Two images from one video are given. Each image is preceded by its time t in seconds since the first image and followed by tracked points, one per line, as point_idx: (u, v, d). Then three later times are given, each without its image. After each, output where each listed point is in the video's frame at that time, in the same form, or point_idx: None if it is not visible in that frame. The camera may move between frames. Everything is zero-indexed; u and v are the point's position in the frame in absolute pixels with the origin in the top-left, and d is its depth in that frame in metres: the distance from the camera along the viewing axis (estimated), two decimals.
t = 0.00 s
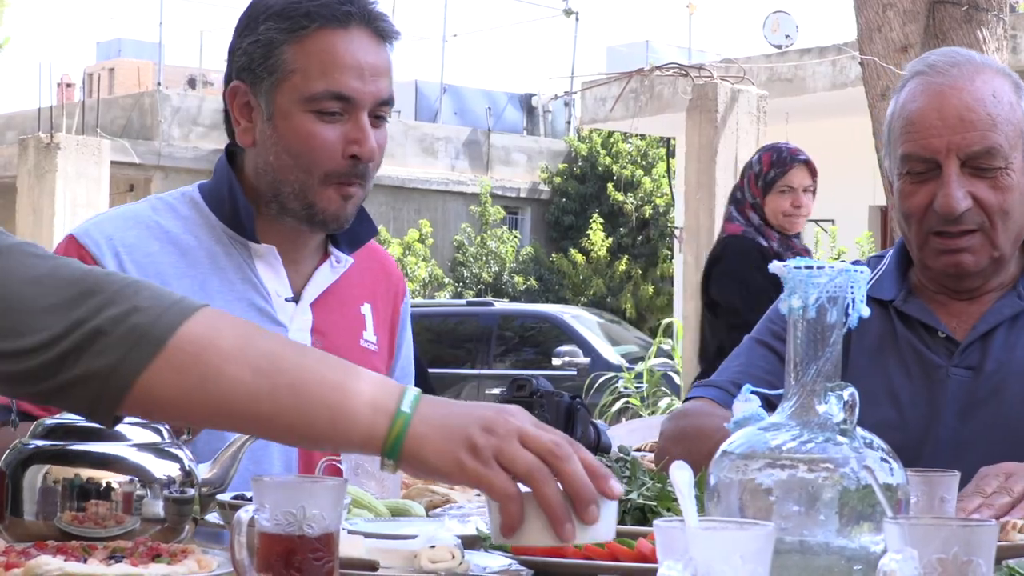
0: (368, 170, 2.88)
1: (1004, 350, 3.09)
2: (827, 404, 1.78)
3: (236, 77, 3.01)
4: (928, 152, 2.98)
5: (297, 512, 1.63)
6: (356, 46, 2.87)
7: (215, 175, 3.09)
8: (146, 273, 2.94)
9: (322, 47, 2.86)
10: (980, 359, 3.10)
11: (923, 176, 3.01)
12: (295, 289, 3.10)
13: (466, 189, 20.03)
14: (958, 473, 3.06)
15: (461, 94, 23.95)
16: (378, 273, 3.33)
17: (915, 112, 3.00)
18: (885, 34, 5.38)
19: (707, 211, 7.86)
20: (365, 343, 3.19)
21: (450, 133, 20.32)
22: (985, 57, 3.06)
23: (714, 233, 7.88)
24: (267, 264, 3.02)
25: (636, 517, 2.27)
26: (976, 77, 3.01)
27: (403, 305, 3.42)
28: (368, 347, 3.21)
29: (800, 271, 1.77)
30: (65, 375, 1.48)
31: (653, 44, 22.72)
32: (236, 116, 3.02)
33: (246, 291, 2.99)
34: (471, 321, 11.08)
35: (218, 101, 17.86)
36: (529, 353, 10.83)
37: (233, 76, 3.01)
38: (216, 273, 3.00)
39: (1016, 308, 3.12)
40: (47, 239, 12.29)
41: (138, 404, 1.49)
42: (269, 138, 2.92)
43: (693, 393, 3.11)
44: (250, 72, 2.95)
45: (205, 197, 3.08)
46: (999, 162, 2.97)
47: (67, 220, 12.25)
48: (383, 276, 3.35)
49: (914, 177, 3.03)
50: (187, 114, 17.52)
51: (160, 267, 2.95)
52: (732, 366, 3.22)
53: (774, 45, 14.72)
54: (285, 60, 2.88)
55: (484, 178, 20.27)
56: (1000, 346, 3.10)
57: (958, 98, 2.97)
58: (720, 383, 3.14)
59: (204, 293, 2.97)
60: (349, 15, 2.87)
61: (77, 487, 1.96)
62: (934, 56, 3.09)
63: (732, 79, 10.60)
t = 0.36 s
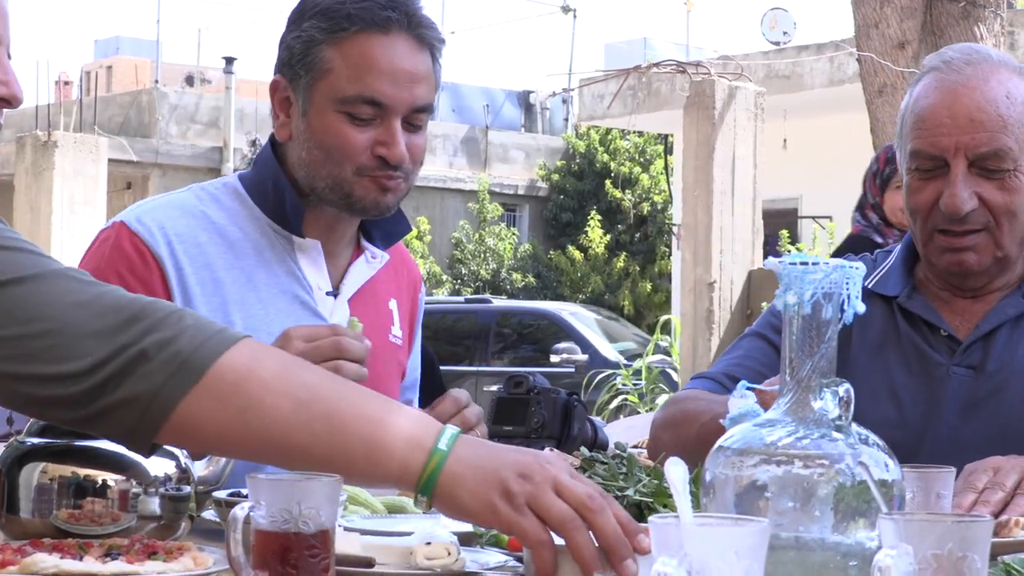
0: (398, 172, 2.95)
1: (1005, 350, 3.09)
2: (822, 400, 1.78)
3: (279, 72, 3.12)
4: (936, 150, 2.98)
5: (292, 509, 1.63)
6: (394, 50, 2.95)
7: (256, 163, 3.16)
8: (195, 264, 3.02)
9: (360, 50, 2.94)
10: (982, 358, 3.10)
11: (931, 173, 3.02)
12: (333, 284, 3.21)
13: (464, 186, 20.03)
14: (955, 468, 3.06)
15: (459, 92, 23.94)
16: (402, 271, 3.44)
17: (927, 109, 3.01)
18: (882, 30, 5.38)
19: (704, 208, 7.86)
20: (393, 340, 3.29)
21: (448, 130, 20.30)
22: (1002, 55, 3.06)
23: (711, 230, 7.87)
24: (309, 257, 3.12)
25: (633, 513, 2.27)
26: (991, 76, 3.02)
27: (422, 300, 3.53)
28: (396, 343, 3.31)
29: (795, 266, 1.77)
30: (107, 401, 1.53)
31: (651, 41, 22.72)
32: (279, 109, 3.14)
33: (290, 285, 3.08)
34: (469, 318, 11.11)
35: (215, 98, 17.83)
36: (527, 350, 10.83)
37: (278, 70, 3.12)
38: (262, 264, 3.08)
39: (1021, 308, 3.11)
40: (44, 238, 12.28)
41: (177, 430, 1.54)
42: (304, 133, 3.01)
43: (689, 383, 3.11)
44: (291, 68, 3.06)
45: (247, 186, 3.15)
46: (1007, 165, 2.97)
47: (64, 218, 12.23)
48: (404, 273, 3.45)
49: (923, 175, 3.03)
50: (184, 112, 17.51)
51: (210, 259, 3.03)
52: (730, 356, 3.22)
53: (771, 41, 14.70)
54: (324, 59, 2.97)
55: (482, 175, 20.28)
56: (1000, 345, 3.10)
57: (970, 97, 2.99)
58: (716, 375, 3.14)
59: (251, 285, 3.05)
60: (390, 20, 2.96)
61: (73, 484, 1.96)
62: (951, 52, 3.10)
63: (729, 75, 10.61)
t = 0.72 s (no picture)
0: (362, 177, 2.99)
1: (992, 356, 3.10)
2: (801, 400, 1.78)
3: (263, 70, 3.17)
4: (933, 150, 3.01)
5: (272, 508, 1.63)
6: (366, 54, 2.95)
7: (247, 161, 3.20)
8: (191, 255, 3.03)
9: (333, 53, 2.95)
10: (969, 363, 3.12)
11: (927, 173, 3.05)
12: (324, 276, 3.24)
13: (450, 185, 20.02)
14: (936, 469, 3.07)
15: (446, 90, 23.95)
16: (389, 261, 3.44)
17: (924, 108, 3.04)
18: (868, 31, 5.39)
19: (691, 208, 7.88)
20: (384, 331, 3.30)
21: (435, 129, 20.28)
22: (1002, 58, 3.10)
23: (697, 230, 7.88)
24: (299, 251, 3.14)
25: (614, 513, 2.28)
26: (990, 78, 3.05)
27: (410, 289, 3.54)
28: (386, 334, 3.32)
29: (775, 267, 1.79)
30: None
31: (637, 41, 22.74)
32: (262, 106, 3.21)
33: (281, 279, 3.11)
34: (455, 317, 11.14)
35: (202, 95, 17.78)
36: (512, 349, 10.74)
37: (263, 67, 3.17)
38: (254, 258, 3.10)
39: (1009, 314, 3.12)
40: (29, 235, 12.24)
41: (5, 276, 1.34)
42: (278, 132, 3.07)
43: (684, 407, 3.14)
44: (271, 66, 3.11)
45: (238, 181, 3.18)
46: (1003, 167, 3.00)
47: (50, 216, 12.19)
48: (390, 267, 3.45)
49: (919, 174, 3.06)
50: (171, 110, 17.46)
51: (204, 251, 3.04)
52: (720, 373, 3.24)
53: (759, 41, 14.73)
54: (297, 60, 3.00)
55: (469, 174, 20.28)
56: (988, 350, 3.11)
57: (969, 98, 3.01)
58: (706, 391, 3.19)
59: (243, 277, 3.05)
60: (360, 25, 2.95)
61: (54, 483, 1.95)
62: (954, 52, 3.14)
63: (716, 75, 10.62)
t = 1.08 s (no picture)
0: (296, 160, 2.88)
1: (990, 368, 3.09)
2: (785, 401, 1.79)
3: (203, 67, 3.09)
4: (939, 154, 2.90)
5: (258, 509, 1.63)
6: (293, 38, 2.87)
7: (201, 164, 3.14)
8: (140, 254, 2.96)
9: (262, 38, 2.87)
10: (966, 376, 3.09)
11: (931, 177, 2.93)
12: (282, 276, 3.11)
13: (439, 185, 20.03)
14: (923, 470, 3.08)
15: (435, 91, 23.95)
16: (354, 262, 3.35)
17: (931, 108, 2.92)
18: (856, 31, 5.41)
19: (679, 208, 7.89)
20: (348, 330, 3.16)
21: (424, 129, 20.29)
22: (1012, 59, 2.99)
23: (685, 229, 7.89)
24: (253, 247, 3.06)
25: (600, 514, 2.28)
26: (1001, 80, 2.94)
27: (379, 292, 3.44)
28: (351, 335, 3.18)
29: (759, 268, 1.79)
30: None
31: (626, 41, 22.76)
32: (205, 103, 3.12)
33: (237, 276, 3.02)
34: (444, 317, 11.14)
35: (190, 96, 17.75)
36: (502, 349, 10.82)
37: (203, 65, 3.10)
38: (206, 254, 3.02)
39: (1008, 326, 3.08)
40: (18, 237, 12.22)
41: None
42: (215, 122, 2.97)
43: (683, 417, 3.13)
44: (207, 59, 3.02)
45: (192, 183, 3.12)
46: (1011, 174, 2.88)
47: (39, 217, 12.17)
48: (359, 265, 3.37)
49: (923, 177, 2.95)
50: (159, 110, 17.43)
51: (154, 248, 2.97)
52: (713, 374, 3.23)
53: (747, 41, 14.75)
54: (227, 47, 2.92)
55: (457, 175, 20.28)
56: (985, 363, 3.09)
57: (978, 100, 2.90)
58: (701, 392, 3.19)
59: (196, 275, 2.98)
60: (286, 7, 2.89)
61: (39, 484, 1.95)
62: (965, 50, 3.02)
63: (705, 74, 10.64)
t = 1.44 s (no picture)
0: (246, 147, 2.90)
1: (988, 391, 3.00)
2: (779, 401, 1.79)
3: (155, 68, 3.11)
4: (926, 179, 2.78)
5: (251, 511, 1.64)
6: (237, 26, 2.90)
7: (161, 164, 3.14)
8: (96, 255, 2.96)
9: (207, 29, 2.90)
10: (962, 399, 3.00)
11: (918, 201, 2.82)
12: (246, 272, 3.12)
13: (435, 187, 20.02)
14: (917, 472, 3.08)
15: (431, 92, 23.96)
16: (329, 259, 3.35)
17: (919, 128, 2.81)
18: (851, 32, 5.42)
19: (675, 208, 7.89)
20: (321, 325, 3.18)
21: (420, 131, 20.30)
22: (1004, 73, 2.87)
23: (681, 230, 7.89)
24: (214, 244, 3.06)
25: (596, 515, 2.28)
26: (993, 98, 2.81)
27: (358, 289, 3.44)
28: (325, 330, 3.20)
29: (753, 268, 1.79)
30: None
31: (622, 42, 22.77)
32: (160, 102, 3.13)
33: (199, 274, 3.02)
34: (441, 319, 11.14)
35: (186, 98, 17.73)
36: (499, 351, 10.82)
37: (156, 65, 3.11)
38: (164, 253, 3.02)
39: (1007, 347, 3.00)
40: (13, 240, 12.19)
41: None
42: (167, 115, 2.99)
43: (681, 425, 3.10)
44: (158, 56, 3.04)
45: (151, 183, 3.12)
46: (1001, 198, 2.77)
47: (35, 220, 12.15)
48: (335, 262, 3.36)
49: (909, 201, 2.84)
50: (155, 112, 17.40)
51: (110, 250, 2.97)
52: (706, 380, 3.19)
53: (743, 42, 14.76)
54: (176, 39, 2.95)
55: (453, 176, 20.28)
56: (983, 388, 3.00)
57: (967, 120, 2.78)
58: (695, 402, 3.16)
59: (154, 274, 2.99)
60: None
61: (34, 487, 1.95)
62: (956, 65, 2.91)
63: (701, 75, 10.64)
